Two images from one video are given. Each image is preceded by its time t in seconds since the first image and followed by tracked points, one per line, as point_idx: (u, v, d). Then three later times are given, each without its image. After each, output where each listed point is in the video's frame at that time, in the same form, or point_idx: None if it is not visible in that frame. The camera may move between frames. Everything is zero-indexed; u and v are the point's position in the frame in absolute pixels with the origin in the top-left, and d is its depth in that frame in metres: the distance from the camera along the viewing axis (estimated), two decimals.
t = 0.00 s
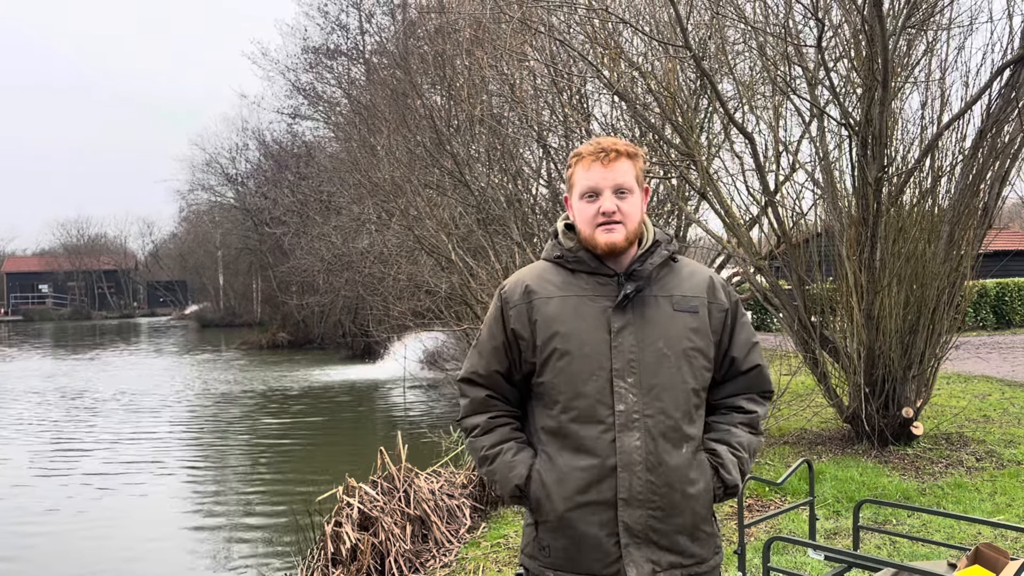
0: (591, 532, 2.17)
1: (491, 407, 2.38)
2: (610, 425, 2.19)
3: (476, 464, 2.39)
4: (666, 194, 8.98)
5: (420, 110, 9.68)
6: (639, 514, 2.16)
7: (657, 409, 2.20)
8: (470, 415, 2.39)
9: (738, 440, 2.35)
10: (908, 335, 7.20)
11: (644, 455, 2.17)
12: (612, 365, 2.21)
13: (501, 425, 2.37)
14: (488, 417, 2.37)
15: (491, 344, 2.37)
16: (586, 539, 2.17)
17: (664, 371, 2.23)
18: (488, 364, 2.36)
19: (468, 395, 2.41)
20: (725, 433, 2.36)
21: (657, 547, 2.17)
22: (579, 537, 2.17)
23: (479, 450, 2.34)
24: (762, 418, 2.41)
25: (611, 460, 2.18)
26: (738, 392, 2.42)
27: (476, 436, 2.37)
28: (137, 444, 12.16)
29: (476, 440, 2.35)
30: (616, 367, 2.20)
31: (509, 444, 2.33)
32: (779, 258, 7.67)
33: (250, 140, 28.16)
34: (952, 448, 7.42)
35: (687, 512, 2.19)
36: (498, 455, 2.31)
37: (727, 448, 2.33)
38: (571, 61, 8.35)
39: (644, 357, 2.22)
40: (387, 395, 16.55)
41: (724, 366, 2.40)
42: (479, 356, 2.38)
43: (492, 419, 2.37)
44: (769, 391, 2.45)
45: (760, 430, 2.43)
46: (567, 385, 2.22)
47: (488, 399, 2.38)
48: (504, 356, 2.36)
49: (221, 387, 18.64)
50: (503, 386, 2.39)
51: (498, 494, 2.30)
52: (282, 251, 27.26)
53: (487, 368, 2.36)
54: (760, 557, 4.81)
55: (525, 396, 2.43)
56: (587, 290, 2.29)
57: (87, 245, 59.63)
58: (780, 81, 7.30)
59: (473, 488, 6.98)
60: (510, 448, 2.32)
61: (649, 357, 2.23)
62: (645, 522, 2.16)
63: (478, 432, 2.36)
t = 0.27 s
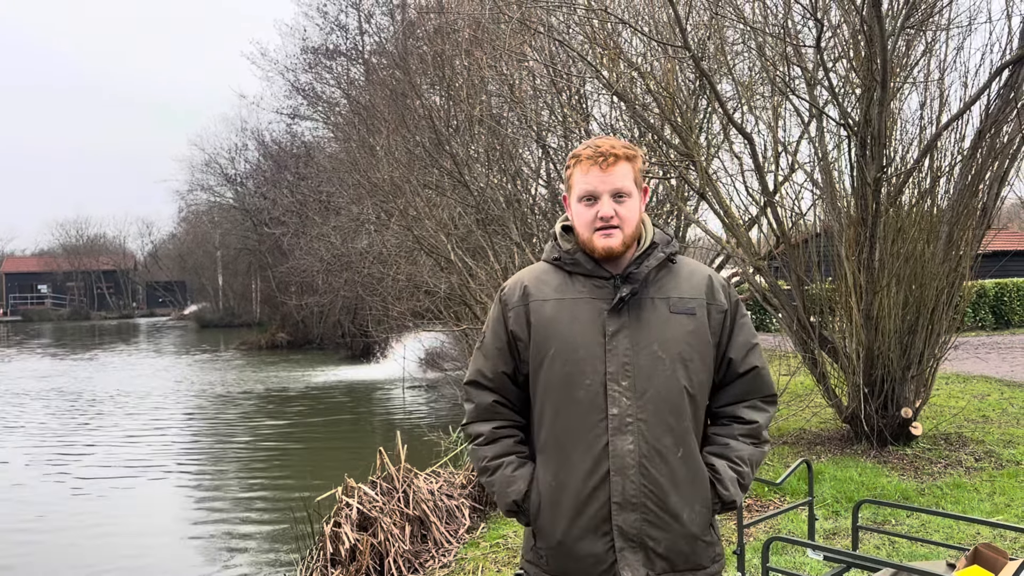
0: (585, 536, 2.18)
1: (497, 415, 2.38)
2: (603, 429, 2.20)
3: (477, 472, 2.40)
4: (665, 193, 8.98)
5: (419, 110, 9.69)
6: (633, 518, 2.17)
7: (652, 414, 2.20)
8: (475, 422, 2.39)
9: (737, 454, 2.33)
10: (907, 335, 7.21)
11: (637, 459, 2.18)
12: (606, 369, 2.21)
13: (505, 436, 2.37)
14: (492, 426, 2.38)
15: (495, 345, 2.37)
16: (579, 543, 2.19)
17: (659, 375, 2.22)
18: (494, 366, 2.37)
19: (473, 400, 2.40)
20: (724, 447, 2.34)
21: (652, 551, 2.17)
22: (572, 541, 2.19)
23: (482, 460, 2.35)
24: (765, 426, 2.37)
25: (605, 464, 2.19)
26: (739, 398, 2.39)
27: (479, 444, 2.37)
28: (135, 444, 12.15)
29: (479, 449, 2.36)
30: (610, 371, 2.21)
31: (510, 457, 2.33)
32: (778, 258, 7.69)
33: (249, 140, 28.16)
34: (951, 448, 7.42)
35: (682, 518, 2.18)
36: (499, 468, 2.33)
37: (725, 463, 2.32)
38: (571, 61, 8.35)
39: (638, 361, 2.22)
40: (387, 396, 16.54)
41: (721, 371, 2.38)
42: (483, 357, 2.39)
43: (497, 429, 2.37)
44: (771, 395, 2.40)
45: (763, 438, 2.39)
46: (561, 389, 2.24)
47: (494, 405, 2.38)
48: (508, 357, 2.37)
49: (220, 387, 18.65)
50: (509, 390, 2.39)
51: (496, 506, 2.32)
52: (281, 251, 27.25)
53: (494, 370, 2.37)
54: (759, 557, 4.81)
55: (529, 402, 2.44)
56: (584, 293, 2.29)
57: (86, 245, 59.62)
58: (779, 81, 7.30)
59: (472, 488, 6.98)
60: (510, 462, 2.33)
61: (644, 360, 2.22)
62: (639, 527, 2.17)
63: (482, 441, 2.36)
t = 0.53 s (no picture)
0: (584, 535, 2.18)
1: (498, 415, 2.38)
2: (602, 429, 2.20)
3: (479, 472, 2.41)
4: (664, 193, 8.98)
5: (419, 110, 9.69)
6: (631, 518, 2.17)
7: (651, 414, 2.20)
8: (477, 422, 2.39)
9: (738, 456, 2.33)
10: (906, 335, 7.21)
11: (636, 459, 2.18)
12: (605, 369, 2.22)
13: (506, 436, 2.38)
14: (494, 426, 2.38)
15: (497, 344, 2.37)
16: (578, 543, 2.19)
17: (659, 375, 2.22)
18: (497, 365, 2.37)
19: (474, 400, 2.40)
20: (723, 449, 2.34)
21: (650, 552, 2.17)
22: (570, 542, 2.19)
23: (483, 460, 2.35)
24: (766, 428, 2.35)
25: (603, 464, 2.19)
26: (739, 399, 2.39)
27: (482, 444, 2.37)
28: (135, 444, 12.14)
29: (481, 448, 2.37)
30: (608, 371, 2.21)
31: (512, 457, 2.34)
32: (777, 259, 7.69)
33: (249, 139, 28.15)
34: (950, 448, 7.43)
35: (681, 519, 2.18)
36: (500, 468, 2.33)
37: (725, 464, 2.32)
38: (570, 61, 8.34)
39: (637, 361, 2.22)
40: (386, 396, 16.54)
41: (722, 372, 2.38)
42: (486, 357, 2.40)
43: (498, 429, 2.37)
44: (773, 396, 2.39)
45: (766, 439, 2.37)
46: (560, 389, 2.24)
47: (496, 404, 2.38)
48: (511, 357, 2.37)
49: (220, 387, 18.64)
50: (511, 389, 2.39)
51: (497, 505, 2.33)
52: (280, 251, 27.24)
53: (496, 369, 2.37)
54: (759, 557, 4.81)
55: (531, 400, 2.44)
56: (584, 292, 2.29)
57: (85, 245, 59.61)
58: (778, 81, 7.31)
59: (471, 488, 6.98)
60: (511, 462, 2.33)
61: (643, 360, 2.22)
62: (638, 527, 2.17)
63: (484, 441, 2.36)
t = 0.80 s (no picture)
0: (586, 535, 2.18)
1: (499, 414, 2.38)
2: (604, 429, 2.20)
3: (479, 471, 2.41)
4: (663, 193, 8.98)
5: (418, 110, 9.69)
6: (633, 518, 2.17)
7: (653, 415, 2.20)
8: (477, 422, 2.39)
9: (739, 456, 2.33)
10: (906, 335, 7.21)
11: (639, 459, 2.18)
12: (607, 368, 2.21)
13: (507, 436, 2.37)
14: (494, 426, 2.37)
15: (497, 343, 2.37)
16: (579, 544, 2.18)
17: (660, 375, 2.22)
18: (497, 366, 2.37)
19: (475, 399, 2.40)
20: (724, 449, 2.34)
21: (652, 551, 2.17)
22: (571, 541, 2.19)
23: (484, 460, 2.35)
24: (766, 427, 2.36)
25: (605, 464, 2.19)
26: (739, 399, 2.39)
27: (482, 444, 2.37)
28: (134, 444, 12.14)
29: (481, 448, 2.36)
30: (611, 371, 2.21)
31: (512, 457, 2.33)
32: (777, 259, 7.71)
33: (248, 139, 28.15)
34: (950, 448, 7.43)
35: (684, 518, 2.18)
36: (500, 468, 2.33)
37: (726, 464, 2.32)
38: (569, 60, 8.33)
39: (639, 361, 2.22)
40: (385, 395, 16.54)
41: (723, 372, 2.38)
42: (486, 356, 2.39)
43: (499, 429, 2.37)
44: (773, 396, 2.40)
45: (766, 439, 2.38)
46: (562, 389, 2.24)
47: (496, 405, 2.38)
48: (511, 357, 2.37)
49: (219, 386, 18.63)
50: (512, 390, 2.39)
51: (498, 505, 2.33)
52: (279, 251, 27.24)
53: (496, 368, 2.37)
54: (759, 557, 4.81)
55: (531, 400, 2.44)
56: (585, 292, 2.29)
57: (84, 245, 59.59)
58: (778, 81, 7.31)
59: (471, 488, 6.98)
60: (512, 462, 2.33)
61: (645, 360, 2.22)
62: (640, 528, 2.17)
63: (484, 441, 2.36)
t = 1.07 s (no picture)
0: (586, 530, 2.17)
1: (484, 398, 2.43)
2: (605, 425, 2.19)
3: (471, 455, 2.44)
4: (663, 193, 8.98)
5: (418, 110, 9.69)
6: (633, 514, 2.16)
7: (653, 411, 2.20)
8: (464, 407, 2.45)
9: (743, 444, 2.33)
10: (905, 335, 7.21)
11: (640, 455, 2.17)
12: (608, 364, 2.21)
13: (494, 415, 2.43)
14: (481, 407, 2.43)
15: (486, 339, 2.40)
16: (579, 539, 2.17)
17: (662, 370, 2.21)
18: (482, 358, 2.40)
19: (462, 386, 2.46)
20: (729, 437, 2.34)
21: (652, 547, 2.16)
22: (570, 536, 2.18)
23: (472, 440, 2.40)
24: (771, 419, 2.36)
25: (606, 459, 2.18)
26: (746, 390, 2.39)
27: (470, 426, 2.43)
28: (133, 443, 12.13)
29: (470, 431, 2.41)
30: (612, 367, 2.20)
31: (501, 433, 2.38)
32: (776, 258, 7.74)
33: (247, 138, 28.15)
34: (949, 448, 7.43)
35: (684, 513, 2.18)
36: (490, 444, 2.37)
37: (731, 452, 2.31)
38: (569, 60, 8.33)
39: (640, 357, 2.22)
40: (384, 395, 16.54)
41: (730, 365, 2.38)
42: (473, 349, 2.43)
43: (485, 409, 2.42)
44: (779, 390, 2.40)
45: (769, 431, 2.38)
46: (562, 385, 2.24)
47: (481, 389, 2.43)
48: (498, 351, 2.40)
49: (218, 386, 18.63)
50: (497, 379, 2.43)
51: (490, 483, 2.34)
52: (278, 251, 27.22)
53: (481, 361, 2.41)
54: (758, 557, 4.81)
55: (519, 389, 2.48)
56: (585, 289, 2.29)
57: (84, 244, 59.57)
58: (778, 81, 7.31)
59: (470, 487, 6.98)
60: (501, 437, 2.37)
61: (647, 356, 2.22)
62: (640, 523, 2.16)
63: (472, 422, 2.42)
